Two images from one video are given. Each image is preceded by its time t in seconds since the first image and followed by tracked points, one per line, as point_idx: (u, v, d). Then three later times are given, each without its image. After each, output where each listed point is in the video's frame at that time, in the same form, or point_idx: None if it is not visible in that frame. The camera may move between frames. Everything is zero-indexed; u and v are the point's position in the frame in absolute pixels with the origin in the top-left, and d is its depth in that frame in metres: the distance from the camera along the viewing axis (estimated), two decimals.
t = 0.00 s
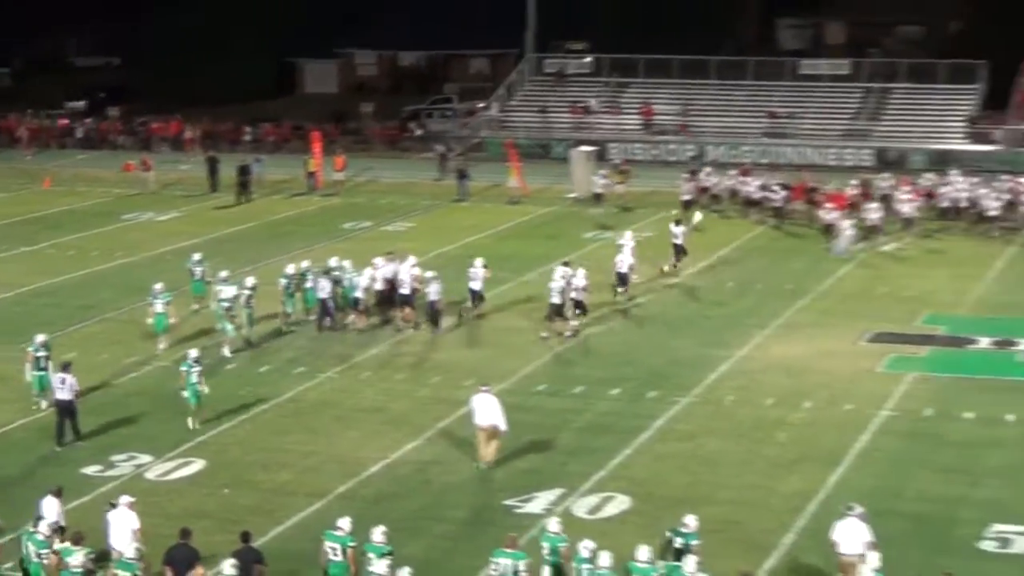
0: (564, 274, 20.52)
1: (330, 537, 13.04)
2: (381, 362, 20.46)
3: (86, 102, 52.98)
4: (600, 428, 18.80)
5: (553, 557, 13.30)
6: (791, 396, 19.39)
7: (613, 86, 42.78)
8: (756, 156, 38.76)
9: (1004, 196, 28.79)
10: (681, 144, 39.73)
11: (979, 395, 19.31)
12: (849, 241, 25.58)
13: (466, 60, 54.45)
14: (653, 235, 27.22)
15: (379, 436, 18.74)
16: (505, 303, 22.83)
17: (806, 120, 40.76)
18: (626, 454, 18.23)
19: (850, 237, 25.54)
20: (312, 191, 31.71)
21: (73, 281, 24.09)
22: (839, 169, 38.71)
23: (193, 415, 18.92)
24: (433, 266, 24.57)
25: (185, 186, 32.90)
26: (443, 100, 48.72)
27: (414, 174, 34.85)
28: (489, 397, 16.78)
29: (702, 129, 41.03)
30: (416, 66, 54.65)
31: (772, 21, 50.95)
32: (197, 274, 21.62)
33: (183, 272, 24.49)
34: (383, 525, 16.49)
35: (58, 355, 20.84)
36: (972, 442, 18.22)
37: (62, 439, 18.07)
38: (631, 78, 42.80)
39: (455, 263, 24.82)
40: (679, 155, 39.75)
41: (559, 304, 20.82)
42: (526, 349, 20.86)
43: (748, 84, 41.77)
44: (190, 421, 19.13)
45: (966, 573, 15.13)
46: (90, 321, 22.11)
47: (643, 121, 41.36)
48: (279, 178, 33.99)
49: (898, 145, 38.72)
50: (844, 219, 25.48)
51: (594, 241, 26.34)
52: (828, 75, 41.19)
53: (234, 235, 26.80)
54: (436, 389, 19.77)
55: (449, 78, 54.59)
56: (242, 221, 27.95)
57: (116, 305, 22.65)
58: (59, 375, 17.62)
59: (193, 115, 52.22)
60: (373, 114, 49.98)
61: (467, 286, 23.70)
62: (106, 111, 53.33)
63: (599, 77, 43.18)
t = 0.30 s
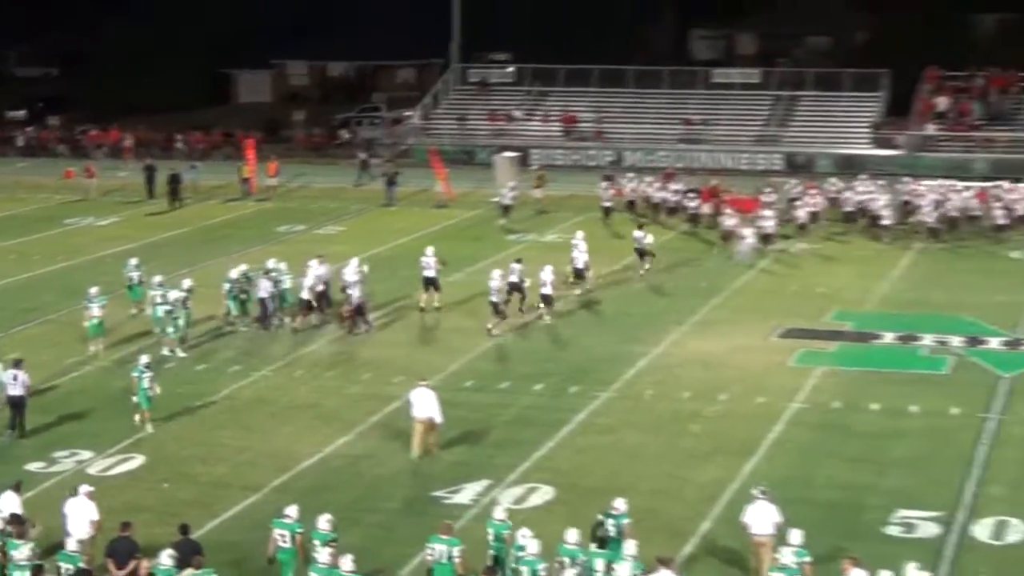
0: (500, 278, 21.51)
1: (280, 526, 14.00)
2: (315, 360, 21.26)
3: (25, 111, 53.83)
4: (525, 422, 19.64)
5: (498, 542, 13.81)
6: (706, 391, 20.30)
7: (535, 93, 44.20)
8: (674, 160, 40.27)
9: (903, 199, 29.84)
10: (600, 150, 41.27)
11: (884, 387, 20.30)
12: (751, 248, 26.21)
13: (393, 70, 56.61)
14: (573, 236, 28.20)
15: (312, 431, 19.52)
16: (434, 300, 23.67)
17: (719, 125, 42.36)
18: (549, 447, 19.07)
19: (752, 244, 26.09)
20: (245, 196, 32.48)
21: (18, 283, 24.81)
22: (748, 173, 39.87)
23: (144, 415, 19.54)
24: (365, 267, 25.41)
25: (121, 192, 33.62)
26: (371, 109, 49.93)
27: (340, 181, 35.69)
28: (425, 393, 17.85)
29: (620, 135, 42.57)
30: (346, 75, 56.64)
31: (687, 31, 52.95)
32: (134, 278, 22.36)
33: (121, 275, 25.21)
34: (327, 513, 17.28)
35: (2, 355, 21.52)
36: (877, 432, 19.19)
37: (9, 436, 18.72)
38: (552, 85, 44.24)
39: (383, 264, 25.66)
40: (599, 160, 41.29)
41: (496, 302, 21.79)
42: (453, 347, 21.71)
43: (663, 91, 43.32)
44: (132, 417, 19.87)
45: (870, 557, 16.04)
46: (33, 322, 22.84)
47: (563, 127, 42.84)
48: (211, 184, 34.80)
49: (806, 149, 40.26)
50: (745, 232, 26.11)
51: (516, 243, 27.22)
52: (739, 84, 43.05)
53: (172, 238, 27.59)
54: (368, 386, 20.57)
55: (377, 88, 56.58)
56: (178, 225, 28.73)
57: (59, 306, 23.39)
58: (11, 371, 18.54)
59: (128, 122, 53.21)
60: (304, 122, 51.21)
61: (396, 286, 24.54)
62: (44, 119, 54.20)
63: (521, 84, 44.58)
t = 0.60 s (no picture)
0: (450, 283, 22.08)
1: (235, 519, 14.53)
2: (256, 360, 21.80)
3: None
4: (462, 420, 20.17)
5: (453, 532, 14.06)
6: (638, 388, 20.95)
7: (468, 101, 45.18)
8: (604, 165, 41.29)
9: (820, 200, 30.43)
10: (532, 155, 42.26)
11: (809, 383, 20.99)
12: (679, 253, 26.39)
13: (332, 77, 57.43)
14: (505, 239, 28.92)
15: (256, 430, 19.96)
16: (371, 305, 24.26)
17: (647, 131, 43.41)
18: (486, 445, 19.55)
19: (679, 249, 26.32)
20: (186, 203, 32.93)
21: None
22: (677, 177, 41.22)
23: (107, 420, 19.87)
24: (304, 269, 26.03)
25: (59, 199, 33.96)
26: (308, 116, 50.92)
27: (274, 189, 36.33)
28: (375, 388, 18.36)
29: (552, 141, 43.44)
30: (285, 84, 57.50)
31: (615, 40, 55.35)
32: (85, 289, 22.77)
33: (64, 280, 25.66)
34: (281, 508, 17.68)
35: None
36: (803, 427, 19.85)
37: None
38: (485, 94, 45.26)
39: (320, 268, 26.25)
40: (532, 165, 42.31)
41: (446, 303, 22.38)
42: (391, 347, 22.32)
43: (594, 99, 44.45)
44: (79, 418, 20.27)
45: (795, 549, 16.58)
46: None
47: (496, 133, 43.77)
48: (148, 192, 35.27)
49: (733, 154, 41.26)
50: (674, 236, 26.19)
51: (448, 247, 27.92)
52: (667, 90, 43.92)
53: (116, 243, 28.06)
54: (308, 386, 21.10)
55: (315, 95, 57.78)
56: (120, 230, 29.15)
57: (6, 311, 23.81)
58: None
59: (71, 130, 53.84)
60: (246, 129, 52.17)
61: (334, 291, 25.14)
62: None
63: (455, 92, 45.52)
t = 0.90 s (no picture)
0: (425, 282, 22.25)
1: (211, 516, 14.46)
2: (218, 362, 21.78)
3: None
4: (425, 421, 20.12)
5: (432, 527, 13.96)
6: (600, 387, 21.00)
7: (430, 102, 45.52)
8: (567, 165, 41.78)
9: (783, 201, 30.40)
10: (494, 156, 42.70)
11: (770, 383, 21.06)
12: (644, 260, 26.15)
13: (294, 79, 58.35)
14: (465, 239, 29.09)
15: (219, 431, 19.86)
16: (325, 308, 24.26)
17: (608, 131, 43.68)
18: (449, 445, 19.46)
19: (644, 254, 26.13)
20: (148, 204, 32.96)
21: None
22: (638, 176, 41.66)
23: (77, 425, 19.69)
24: (264, 270, 26.14)
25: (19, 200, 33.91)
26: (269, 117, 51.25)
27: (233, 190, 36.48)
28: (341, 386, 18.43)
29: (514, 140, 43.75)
30: (246, 86, 58.80)
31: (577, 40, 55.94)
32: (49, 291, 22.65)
33: (26, 282, 25.60)
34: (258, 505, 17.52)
35: None
36: (765, 426, 19.88)
37: None
38: (447, 95, 45.60)
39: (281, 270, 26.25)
40: (494, 166, 42.73)
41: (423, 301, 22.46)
42: (354, 348, 22.38)
43: (556, 99, 44.72)
44: (42, 420, 20.19)
45: (757, 547, 16.50)
46: None
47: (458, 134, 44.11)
48: (109, 194, 35.26)
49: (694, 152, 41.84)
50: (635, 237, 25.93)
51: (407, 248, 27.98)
52: (629, 90, 44.20)
53: (78, 244, 28.05)
54: (271, 387, 21.08)
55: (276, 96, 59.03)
56: (82, 231, 29.13)
57: None
58: None
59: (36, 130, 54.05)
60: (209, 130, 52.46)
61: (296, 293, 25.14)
62: None
63: (417, 92, 45.90)
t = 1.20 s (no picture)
0: (411, 280, 22.32)
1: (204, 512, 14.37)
2: (191, 362, 21.76)
3: None
4: (398, 420, 20.11)
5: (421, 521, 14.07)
6: (573, 386, 21.04)
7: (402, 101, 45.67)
8: (539, 165, 42.18)
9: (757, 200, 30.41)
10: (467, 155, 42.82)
11: (742, 381, 21.09)
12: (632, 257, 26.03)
13: (265, 78, 58.25)
14: (437, 239, 29.14)
15: (191, 431, 19.82)
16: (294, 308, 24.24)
17: (580, 131, 43.88)
18: (422, 443, 19.43)
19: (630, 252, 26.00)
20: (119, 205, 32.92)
21: None
22: (610, 175, 41.92)
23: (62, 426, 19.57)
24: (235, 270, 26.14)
25: None
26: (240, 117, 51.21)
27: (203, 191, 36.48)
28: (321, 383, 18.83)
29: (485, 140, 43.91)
30: (218, 84, 58.22)
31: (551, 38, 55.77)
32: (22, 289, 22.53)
33: None
34: (237, 504, 17.52)
35: None
36: (737, 424, 19.90)
37: None
38: (419, 94, 45.74)
39: (253, 270, 26.21)
40: (466, 165, 43.04)
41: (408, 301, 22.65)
42: (326, 347, 22.40)
43: (528, 98, 44.90)
44: (14, 420, 20.14)
45: (731, 544, 16.49)
46: None
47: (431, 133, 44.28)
48: (79, 193, 35.21)
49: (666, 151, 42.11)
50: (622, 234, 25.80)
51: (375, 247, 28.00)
52: (601, 89, 44.41)
53: (49, 244, 28.00)
54: (243, 387, 21.07)
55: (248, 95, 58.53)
56: (52, 231, 29.06)
57: None
58: None
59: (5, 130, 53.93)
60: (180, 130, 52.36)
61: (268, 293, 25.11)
62: None
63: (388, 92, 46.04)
